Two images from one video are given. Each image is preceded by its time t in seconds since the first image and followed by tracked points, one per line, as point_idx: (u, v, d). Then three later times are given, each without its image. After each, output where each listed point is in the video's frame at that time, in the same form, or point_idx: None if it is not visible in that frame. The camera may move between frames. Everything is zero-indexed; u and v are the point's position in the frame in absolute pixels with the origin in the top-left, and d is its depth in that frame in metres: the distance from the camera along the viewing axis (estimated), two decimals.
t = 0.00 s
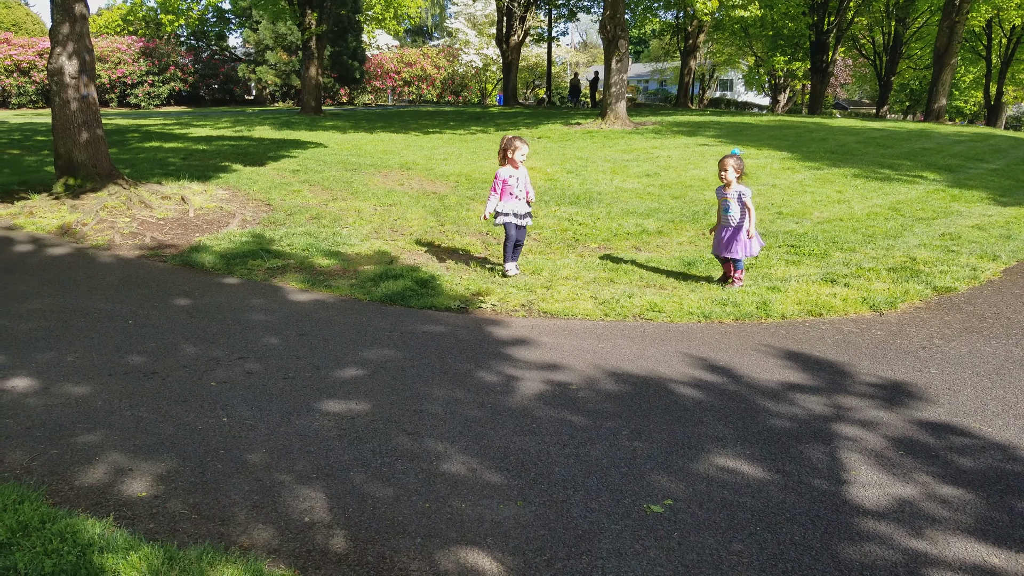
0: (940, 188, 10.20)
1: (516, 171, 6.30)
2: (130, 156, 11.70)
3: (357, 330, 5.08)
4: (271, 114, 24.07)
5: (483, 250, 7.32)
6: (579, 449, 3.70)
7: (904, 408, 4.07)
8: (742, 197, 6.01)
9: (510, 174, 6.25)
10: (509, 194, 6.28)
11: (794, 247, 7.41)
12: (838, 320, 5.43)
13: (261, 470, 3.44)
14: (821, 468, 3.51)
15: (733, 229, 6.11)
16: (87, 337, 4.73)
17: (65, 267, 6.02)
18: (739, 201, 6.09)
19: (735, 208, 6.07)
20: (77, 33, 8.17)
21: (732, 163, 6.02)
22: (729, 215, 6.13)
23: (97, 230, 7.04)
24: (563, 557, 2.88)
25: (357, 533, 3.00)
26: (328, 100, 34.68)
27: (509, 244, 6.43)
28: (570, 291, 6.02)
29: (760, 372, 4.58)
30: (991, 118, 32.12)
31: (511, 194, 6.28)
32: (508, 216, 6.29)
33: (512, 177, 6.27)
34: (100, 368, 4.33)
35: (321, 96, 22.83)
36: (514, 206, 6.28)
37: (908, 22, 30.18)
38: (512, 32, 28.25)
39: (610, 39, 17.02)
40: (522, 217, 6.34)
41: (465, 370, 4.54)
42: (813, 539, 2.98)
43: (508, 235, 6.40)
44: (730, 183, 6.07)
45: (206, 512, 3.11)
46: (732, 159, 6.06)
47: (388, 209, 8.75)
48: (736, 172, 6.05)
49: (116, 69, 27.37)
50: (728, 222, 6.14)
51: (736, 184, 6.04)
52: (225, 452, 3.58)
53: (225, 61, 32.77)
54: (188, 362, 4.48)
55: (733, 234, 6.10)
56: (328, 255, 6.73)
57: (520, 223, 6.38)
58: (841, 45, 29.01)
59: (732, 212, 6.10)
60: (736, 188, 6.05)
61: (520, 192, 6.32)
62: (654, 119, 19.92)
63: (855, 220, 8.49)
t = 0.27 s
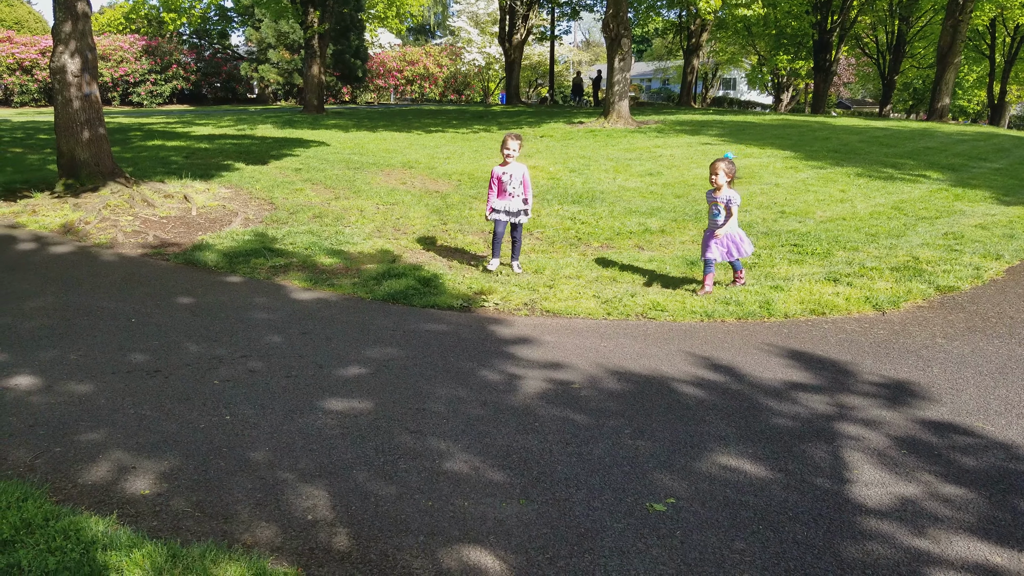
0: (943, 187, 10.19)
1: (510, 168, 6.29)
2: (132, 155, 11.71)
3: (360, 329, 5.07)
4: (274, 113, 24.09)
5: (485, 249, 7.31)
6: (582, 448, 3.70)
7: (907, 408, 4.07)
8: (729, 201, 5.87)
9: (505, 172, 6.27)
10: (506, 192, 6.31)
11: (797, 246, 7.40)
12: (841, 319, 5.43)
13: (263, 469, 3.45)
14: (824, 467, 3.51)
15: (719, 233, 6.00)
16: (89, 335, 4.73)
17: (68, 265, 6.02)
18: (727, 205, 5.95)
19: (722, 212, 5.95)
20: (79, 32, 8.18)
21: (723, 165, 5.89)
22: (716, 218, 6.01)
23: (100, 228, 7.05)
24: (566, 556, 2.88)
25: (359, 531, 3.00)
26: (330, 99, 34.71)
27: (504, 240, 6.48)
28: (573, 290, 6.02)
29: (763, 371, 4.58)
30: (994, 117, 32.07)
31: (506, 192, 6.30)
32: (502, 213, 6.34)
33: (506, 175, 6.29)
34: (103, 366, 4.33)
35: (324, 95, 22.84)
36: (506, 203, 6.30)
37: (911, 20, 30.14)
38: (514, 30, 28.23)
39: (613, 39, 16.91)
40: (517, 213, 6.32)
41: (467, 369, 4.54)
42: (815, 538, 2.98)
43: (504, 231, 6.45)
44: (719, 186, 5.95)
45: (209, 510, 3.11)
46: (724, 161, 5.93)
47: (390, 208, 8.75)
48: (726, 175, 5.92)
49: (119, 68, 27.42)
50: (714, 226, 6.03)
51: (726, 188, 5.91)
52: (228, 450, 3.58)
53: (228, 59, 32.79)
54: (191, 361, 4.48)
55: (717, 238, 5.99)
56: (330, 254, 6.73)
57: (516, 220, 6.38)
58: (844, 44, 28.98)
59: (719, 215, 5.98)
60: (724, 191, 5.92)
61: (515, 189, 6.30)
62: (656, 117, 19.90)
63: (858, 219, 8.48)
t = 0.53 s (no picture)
0: (950, 188, 10.14)
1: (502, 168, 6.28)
2: (138, 154, 11.75)
3: (364, 328, 5.08)
4: (278, 112, 24.13)
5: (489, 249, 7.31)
6: (586, 449, 3.70)
7: (912, 410, 4.05)
8: (721, 201, 5.68)
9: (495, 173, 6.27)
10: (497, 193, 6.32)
11: (803, 247, 7.38)
12: (846, 321, 5.41)
13: (268, 467, 3.45)
14: (829, 469, 3.50)
15: (712, 234, 5.78)
16: (95, 333, 4.75)
17: (74, 264, 6.05)
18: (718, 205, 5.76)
19: (715, 212, 5.74)
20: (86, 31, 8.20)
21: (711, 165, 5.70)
22: (707, 219, 5.79)
23: (105, 227, 7.07)
24: (569, 557, 2.88)
25: (363, 531, 3.00)
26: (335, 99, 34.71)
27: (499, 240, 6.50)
28: (577, 290, 6.01)
29: (768, 372, 4.57)
30: (1001, 118, 31.93)
31: (495, 192, 6.32)
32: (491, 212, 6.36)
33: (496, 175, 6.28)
34: (109, 364, 4.34)
35: (328, 95, 22.88)
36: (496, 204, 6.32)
37: (917, 21, 30.02)
38: (519, 30, 28.23)
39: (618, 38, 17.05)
40: (505, 214, 6.32)
41: (471, 368, 4.54)
42: (820, 541, 2.97)
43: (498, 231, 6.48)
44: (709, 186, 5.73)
45: (213, 508, 3.12)
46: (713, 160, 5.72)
47: (394, 207, 8.76)
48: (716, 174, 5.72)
49: (125, 68, 27.57)
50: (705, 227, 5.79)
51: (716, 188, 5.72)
52: (232, 449, 3.58)
53: (233, 59, 32.90)
54: (196, 359, 4.49)
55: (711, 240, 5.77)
56: (334, 253, 6.74)
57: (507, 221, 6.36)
58: (850, 44, 28.90)
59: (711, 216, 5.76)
60: (715, 191, 5.72)
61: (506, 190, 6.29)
62: (661, 117, 19.87)
63: (863, 220, 8.45)
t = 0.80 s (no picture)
0: (966, 190, 10.04)
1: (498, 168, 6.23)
2: (151, 154, 11.85)
3: (375, 328, 5.09)
4: (289, 113, 24.30)
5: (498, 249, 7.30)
6: (597, 450, 3.69)
7: (928, 414, 4.00)
8: (719, 211, 5.51)
9: (491, 173, 6.25)
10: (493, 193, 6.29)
11: (815, 249, 7.33)
12: (861, 323, 5.36)
13: (280, 465, 3.46)
14: (843, 473, 3.47)
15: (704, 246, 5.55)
16: (110, 331, 4.78)
17: (89, 263, 6.10)
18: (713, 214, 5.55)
19: (712, 221, 5.52)
20: (101, 33, 8.29)
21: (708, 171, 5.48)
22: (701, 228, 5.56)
23: (120, 226, 7.12)
24: (581, 558, 2.86)
25: (374, 529, 3.01)
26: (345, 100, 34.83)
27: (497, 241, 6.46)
28: (587, 291, 6.00)
29: (781, 374, 4.53)
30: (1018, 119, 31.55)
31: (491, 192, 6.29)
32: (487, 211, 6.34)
33: (492, 176, 6.26)
34: (123, 362, 4.37)
35: (339, 96, 22.98)
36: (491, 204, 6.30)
37: (932, 20, 29.74)
38: (529, 31, 28.22)
39: (628, 38, 16.97)
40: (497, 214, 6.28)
41: (481, 368, 4.54)
42: (835, 545, 2.94)
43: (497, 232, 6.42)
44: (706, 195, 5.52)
45: (226, 506, 3.13)
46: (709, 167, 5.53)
47: (404, 208, 8.78)
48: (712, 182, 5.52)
49: (139, 69, 27.86)
50: (699, 236, 5.52)
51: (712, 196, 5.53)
52: (244, 447, 3.60)
53: (245, 60, 33.14)
54: (209, 357, 4.52)
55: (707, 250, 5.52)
56: (344, 253, 6.76)
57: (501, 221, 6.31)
58: (863, 44, 28.68)
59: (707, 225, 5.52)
60: (712, 200, 5.53)
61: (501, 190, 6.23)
62: (673, 118, 19.80)
63: (877, 222, 8.39)
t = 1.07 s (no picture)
0: (1010, 196, 9.77)
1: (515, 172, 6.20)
2: (188, 152, 12.07)
3: (407, 326, 5.11)
4: (322, 112, 24.60)
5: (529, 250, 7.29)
6: (631, 453, 3.66)
7: (973, 425, 3.90)
8: (728, 219, 5.33)
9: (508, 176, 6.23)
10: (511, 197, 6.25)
11: (854, 253, 7.21)
12: (901, 331, 5.25)
13: (314, 460, 3.49)
14: (883, 483, 3.39)
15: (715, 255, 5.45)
16: (149, 325, 4.87)
17: (128, 258, 6.22)
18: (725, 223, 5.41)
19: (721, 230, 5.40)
20: (140, 33, 8.42)
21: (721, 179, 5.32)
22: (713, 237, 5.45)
23: (158, 222, 7.26)
24: (615, 561, 2.84)
25: (408, 526, 3.01)
26: (377, 100, 35.20)
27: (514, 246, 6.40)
28: (619, 293, 5.96)
29: (818, 381, 4.45)
30: None
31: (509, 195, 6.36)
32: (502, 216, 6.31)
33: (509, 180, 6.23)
34: (162, 356, 4.45)
35: (371, 95, 23.16)
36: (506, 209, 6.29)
37: (976, 21, 29.02)
38: (562, 31, 28.21)
39: (661, 38, 16.86)
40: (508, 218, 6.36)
41: (513, 369, 4.53)
42: (876, 556, 2.88)
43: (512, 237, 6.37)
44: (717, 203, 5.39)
45: (262, 498, 3.16)
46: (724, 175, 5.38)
47: (435, 207, 8.82)
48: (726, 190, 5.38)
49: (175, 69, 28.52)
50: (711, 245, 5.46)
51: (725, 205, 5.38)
52: (280, 441, 3.63)
53: (279, 60, 33.63)
54: (245, 352, 4.57)
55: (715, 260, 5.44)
56: (377, 251, 6.80)
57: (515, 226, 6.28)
58: (903, 45, 28.11)
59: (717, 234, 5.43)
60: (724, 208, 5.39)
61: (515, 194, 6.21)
62: (707, 119, 19.61)
63: (918, 227, 8.21)
